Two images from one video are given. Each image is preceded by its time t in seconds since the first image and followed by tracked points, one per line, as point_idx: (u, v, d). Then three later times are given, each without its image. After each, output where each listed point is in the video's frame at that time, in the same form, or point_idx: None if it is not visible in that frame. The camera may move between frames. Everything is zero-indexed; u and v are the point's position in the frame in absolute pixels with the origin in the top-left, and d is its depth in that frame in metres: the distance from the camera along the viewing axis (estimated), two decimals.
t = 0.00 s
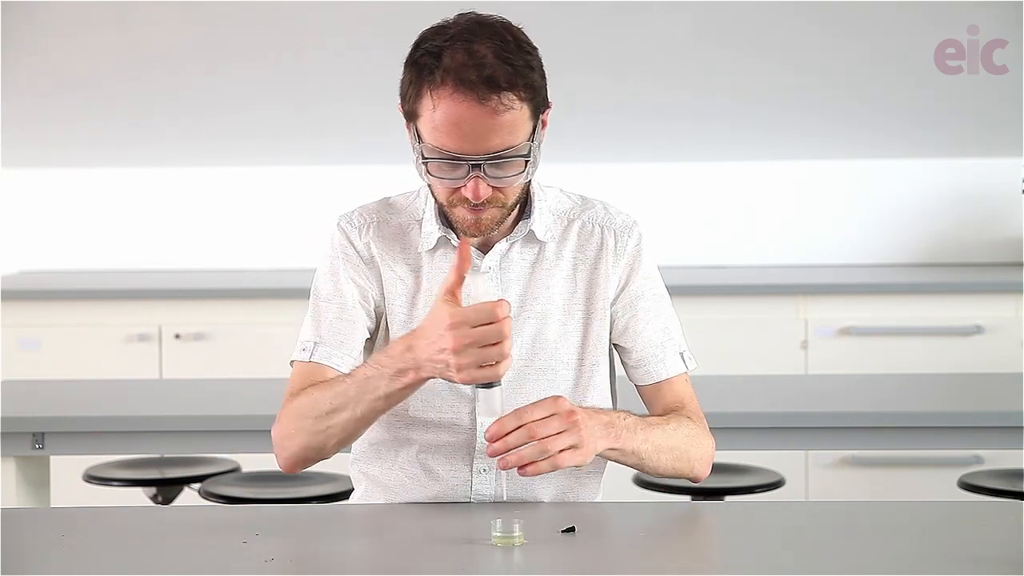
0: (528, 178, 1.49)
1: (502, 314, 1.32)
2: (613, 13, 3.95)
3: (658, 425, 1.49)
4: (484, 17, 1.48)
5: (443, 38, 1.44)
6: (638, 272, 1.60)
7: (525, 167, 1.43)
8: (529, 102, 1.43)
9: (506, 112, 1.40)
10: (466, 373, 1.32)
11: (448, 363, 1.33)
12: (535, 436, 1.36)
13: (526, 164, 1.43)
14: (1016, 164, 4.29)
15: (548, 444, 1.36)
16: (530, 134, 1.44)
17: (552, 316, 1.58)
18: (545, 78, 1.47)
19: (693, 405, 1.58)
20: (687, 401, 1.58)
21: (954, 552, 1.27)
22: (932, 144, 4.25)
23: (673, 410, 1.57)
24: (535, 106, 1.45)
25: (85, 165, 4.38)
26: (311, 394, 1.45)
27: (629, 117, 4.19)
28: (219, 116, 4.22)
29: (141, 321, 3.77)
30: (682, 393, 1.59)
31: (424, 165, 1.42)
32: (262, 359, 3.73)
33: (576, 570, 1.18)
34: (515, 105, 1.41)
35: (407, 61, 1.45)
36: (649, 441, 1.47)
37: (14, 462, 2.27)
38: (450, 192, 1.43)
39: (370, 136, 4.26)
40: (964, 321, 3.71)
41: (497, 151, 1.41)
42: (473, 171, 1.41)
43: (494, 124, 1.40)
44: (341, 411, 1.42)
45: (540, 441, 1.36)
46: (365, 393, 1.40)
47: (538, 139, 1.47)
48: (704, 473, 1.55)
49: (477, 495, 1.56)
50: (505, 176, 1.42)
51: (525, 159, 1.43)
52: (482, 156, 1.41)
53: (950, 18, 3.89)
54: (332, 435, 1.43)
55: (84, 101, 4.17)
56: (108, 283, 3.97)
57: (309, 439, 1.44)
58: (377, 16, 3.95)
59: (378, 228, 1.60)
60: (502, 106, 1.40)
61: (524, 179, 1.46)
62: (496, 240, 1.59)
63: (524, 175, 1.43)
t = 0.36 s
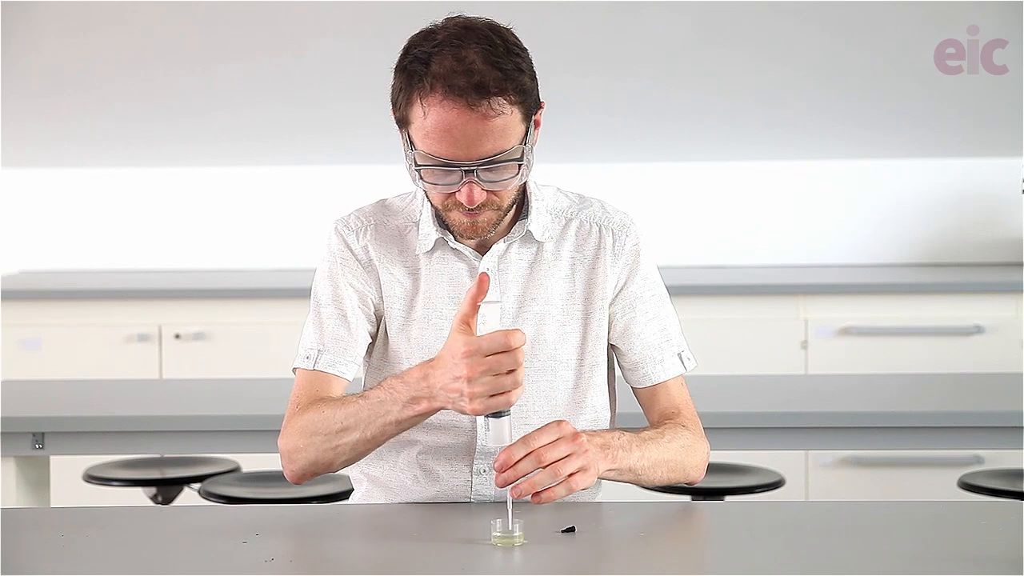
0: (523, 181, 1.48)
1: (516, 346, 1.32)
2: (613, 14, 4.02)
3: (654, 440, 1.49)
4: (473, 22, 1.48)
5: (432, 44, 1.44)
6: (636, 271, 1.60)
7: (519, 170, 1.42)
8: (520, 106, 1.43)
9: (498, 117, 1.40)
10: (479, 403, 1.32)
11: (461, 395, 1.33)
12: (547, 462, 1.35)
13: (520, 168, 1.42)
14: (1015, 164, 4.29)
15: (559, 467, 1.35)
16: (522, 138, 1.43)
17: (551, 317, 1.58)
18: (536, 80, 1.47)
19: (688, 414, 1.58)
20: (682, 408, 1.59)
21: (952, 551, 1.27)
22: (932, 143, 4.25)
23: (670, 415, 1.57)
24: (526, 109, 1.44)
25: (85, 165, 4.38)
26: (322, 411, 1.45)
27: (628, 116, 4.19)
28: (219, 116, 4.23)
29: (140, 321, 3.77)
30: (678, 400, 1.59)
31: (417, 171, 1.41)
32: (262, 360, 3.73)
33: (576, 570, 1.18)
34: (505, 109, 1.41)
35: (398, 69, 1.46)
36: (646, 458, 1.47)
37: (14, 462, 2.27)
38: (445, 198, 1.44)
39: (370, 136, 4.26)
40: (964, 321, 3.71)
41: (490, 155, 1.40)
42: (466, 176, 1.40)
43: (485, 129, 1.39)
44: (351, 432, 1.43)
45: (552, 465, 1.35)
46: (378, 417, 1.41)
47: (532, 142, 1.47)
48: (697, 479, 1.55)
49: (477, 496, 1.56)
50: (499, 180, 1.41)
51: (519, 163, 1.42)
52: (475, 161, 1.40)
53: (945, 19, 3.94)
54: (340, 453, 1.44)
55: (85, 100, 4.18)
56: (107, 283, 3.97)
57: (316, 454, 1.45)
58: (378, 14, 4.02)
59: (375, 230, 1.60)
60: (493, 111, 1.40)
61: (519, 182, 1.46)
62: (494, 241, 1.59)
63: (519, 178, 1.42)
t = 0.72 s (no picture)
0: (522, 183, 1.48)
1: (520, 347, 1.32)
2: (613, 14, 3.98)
3: (651, 442, 1.49)
4: (471, 25, 1.48)
5: (431, 46, 1.44)
6: (635, 271, 1.60)
7: (518, 172, 1.42)
8: (519, 108, 1.43)
9: (497, 120, 1.40)
10: (482, 402, 1.32)
11: (464, 394, 1.33)
12: (545, 465, 1.35)
13: (520, 171, 1.42)
14: (1015, 164, 4.29)
15: (558, 469, 1.35)
16: (521, 140, 1.43)
17: (551, 317, 1.58)
18: (535, 82, 1.46)
19: (687, 415, 1.58)
20: (680, 410, 1.59)
21: (951, 551, 1.27)
22: (932, 144, 4.25)
23: (668, 416, 1.58)
24: (525, 112, 1.44)
25: (85, 165, 4.38)
26: (326, 411, 1.45)
27: (629, 116, 4.19)
28: (219, 116, 4.23)
29: (140, 321, 3.77)
30: (676, 402, 1.59)
31: (417, 174, 1.42)
32: (262, 360, 3.73)
33: (576, 570, 1.18)
34: (505, 111, 1.41)
35: (397, 71, 1.46)
36: (642, 461, 1.47)
37: (14, 462, 2.27)
38: (445, 200, 1.44)
39: (370, 136, 4.27)
40: (964, 321, 3.71)
41: (490, 158, 1.40)
42: (466, 179, 1.40)
43: (485, 132, 1.39)
44: (355, 433, 1.43)
45: (550, 467, 1.35)
46: (382, 418, 1.41)
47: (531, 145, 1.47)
48: (695, 480, 1.55)
49: (477, 496, 1.56)
50: (499, 182, 1.41)
51: (519, 165, 1.42)
52: (475, 164, 1.40)
53: (946, 19, 3.92)
54: (343, 454, 1.44)
55: (85, 100, 4.18)
56: (107, 283, 3.97)
57: (319, 455, 1.45)
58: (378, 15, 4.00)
59: (375, 231, 1.60)
60: (493, 114, 1.40)
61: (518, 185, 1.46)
62: (493, 242, 1.59)
63: (519, 181, 1.42)
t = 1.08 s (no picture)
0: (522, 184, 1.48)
1: (517, 349, 1.32)
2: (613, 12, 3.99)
3: (651, 444, 1.49)
4: (472, 25, 1.48)
5: (431, 47, 1.44)
6: (636, 272, 1.60)
7: (518, 174, 1.42)
8: (520, 110, 1.43)
9: (498, 122, 1.40)
10: (481, 405, 1.32)
11: (463, 396, 1.33)
12: (545, 466, 1.35)
13: (520, 172, 1.43)
14: (1014, 165, 4.29)
15: (558, 470, 1.36)
16: (521, 142, 1.43)
17: (551, 318, 1.58)
18: (535, 84, 1.46)
19: (687, 416, 1.58)
20: (680, 410, 1.59)
21: (952, 551, 1.27)
22: (931, 144, 4.25)
23: (668, 416, 1.58)
24: (525, 113, 1.44)
25: (85, 165, 4.38)
26: (325, 413, 1.45)
27: (628, 116, 4.20)
28: (219, 116, 4.23)
29: (140, 321, 3.77)
30: (675, 402, 1.59)
31: (417, 176, 1.42)
32: (262, 360, 3.73)
33: (575, 570, 1.18)
34: (505, 114, 1.41)
35: (396, 72, 1.46)
36: (641, 462, 1.47)
37: (14, 462, 2.27)
38: (445, 201, 1.44)
39: (370, 136, 4.27)
40: (964, 321, 3.71)
41: (490, 160, 1.40)
42: (466, 181, 1.40)
43: (485, 134, 1.39)
44: (353, 435, 1.43)
45: (550, 468, 1.36)
46: (381, 420, 1.41)
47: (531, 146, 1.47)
48: (694, 480, 1.56)
49: (477, 496, 1.56)
50: (499, 184, 1.41)
51: (518, 167, 1.42)
52: (475, 166, 1.40)
53: (948, 19, 3.92)
54: (341, 456, 1.44)
55: (84, 101, 4.18)
56: (107, 283, 3.97)
57: (318, 456, 1.45)
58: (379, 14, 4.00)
59: (375, 231, 1.60)
60: (493, 117, 1.40)
61: (518, 186, 1.46)
62: (493, 243, 1.59)
63: (518, 183, 1.43)
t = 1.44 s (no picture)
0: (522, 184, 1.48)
1: (515, 350, 1.32)
2: (612, 12, 3.99)
3: (650, 444, 1.49)
4: (472, 26, 1.48)
5: (431, 47, 1.44)
6: (636, 272, 1.60)
7: (518, 174, 1.43)
8: (519, 110, 1.43)
9: (497, 123, 1.40)
10: (480, 405, 1.32)
11: (461, 396, 1.33)
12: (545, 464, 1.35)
13: (519, 173, 1.43)
14: (1014, 165, 4.29)
15: (557, 469, 1.36)
16: (521, 142, 1.44)
17: (551, 318, 1.58)
18: (535, 84, 1.46)
19: (686, 415, 1.58)
20: (680, 410, 1.59)
21: (952, 552, 1.27)
22: (932, 144, 4.25)
23: (667, 416, 1.58)
24: (525, 114, 1.44)
25: (85, 165, 4.38)
26: (323, 414, 1.45)
27: (628, 116, 4.20)
28: (219, 116, 4.23)
29: (140, 321, 3.77)
30: (675, 402, 1.59)
31: (416, 176, 1.42)
32: (262, 360, 3.73)
33: (575, 570, 1.18)
34: (505, 114, 1.41)
35: (396, 72, 1.46)
36: (641, 462, 1.47)
37: (13, 462, 2.27)
38: (444, 201, 1.44)
39: (370, 136, 4.27)
40: (964, 321, 3.71)
41: (489, 160, 1.40)
42: (466, 181, 1.40)
43: (484, 135, 1.39)
44: (351, 436, 1.43)
45: (550, 467, 1.35)
46: (379, 421, 1.41)
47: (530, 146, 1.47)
48: (694, 480, 1.56)
49: (477, 496, 1.56)
50: (499, 185, 1.41)
51: (518, 167, 1.42)
52: (474, 167, 1.40)
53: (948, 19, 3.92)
54: (338, 458, 1.44)
55: (84, 101, 4.18)
56: (107, 283, 3.97)
57: (317, 457, 1.45)
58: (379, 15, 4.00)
59: (375, 232, 1.59)
60: (493, 117, 1.40)
61: (518, 186, 1.46)
62: (493, 243, 1.59)
63: (518, 183, 1.43)
